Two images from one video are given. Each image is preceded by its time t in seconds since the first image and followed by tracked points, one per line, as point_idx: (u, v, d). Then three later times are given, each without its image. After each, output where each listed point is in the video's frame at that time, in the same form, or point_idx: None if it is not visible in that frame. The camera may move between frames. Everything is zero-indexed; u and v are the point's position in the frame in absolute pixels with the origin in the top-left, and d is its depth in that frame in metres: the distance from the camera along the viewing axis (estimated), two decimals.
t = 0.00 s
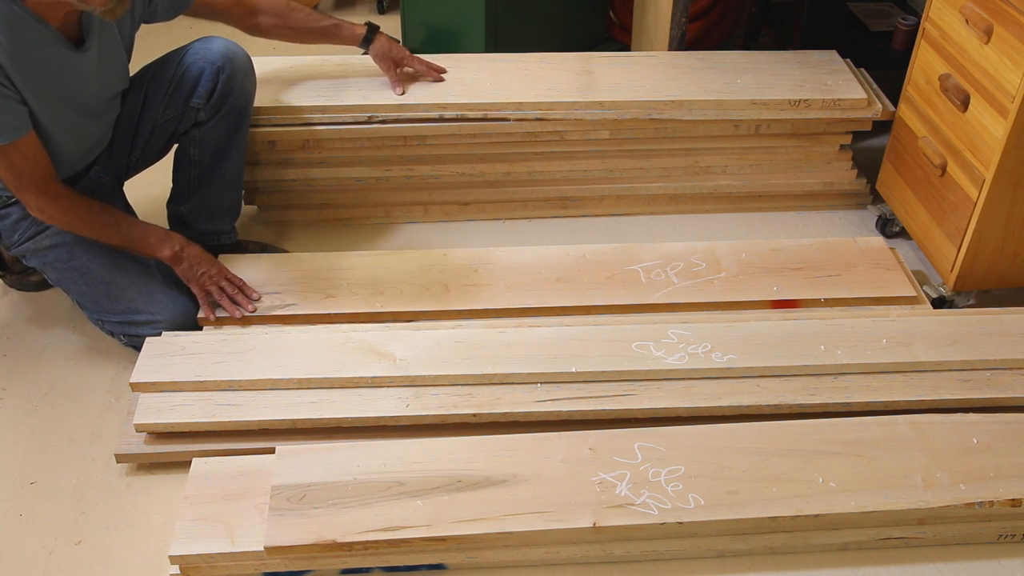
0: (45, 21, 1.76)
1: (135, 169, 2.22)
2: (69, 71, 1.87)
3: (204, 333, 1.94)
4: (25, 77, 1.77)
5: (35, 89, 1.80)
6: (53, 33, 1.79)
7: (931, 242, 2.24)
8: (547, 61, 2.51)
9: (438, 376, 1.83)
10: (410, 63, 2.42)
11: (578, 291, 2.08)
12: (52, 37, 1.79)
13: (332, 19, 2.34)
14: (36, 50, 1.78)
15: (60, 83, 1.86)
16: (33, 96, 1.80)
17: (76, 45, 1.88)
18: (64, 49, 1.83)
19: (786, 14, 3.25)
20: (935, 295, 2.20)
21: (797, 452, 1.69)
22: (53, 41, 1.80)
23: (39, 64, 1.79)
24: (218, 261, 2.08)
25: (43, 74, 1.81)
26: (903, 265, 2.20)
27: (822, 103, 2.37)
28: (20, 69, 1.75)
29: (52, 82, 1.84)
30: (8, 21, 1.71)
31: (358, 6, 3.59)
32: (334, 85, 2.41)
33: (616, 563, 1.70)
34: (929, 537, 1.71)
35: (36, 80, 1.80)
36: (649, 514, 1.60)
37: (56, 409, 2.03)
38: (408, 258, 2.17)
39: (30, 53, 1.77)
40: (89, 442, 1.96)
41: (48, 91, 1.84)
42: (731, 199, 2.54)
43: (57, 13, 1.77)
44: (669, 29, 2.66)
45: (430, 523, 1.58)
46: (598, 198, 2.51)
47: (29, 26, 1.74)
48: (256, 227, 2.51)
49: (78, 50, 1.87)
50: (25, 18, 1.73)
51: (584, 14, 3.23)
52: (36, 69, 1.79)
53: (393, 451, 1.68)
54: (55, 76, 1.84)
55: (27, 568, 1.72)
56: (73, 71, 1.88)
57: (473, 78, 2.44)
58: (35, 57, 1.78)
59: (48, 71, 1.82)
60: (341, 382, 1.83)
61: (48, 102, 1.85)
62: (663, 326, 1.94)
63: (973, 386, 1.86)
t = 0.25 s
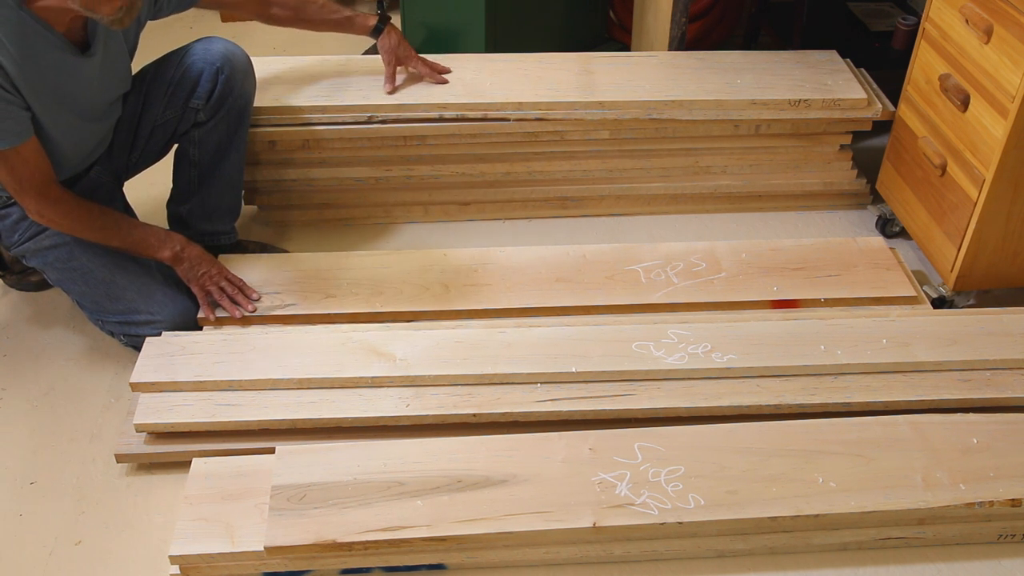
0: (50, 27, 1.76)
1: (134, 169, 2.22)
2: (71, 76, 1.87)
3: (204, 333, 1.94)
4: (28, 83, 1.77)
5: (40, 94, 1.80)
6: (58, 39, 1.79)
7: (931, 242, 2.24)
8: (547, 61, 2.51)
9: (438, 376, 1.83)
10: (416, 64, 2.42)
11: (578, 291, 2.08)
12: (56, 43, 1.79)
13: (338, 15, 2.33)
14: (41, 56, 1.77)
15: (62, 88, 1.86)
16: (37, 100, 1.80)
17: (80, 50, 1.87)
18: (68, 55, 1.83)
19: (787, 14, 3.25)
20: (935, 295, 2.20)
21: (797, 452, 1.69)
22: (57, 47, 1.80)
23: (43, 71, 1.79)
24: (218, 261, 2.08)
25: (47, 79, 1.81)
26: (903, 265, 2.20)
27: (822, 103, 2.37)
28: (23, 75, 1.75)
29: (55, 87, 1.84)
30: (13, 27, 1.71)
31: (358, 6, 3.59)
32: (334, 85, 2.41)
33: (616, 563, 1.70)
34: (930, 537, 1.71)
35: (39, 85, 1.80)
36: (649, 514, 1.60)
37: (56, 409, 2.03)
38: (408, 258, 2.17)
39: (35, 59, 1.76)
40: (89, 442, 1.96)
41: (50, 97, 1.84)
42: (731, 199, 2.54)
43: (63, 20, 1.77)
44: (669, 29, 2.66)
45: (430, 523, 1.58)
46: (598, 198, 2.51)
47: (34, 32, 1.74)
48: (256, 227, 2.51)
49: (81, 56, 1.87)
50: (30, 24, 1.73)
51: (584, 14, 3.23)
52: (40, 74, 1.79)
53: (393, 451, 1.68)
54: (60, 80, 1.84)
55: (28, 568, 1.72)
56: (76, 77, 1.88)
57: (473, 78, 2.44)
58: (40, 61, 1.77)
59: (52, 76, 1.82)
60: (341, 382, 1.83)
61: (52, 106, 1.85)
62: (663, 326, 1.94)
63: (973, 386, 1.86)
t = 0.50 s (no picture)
0: (61, 34, 1.76)
1: (134, 169, 2.22)
2: (78, 81, 1.86)
3: (205, 333, 1.94)
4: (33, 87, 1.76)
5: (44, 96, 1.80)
6: (67, 46, 1.78)
7: (931, 241, 2.23)
8: (547, 61, 2.51)
9: (438, 376, 1.83)
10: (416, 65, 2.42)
11: (578, 291, 2.08)
12: (66, 49, 1.79)
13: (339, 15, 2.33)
14: (50, 61, 1.77)
15: (68, 92, 1.85)
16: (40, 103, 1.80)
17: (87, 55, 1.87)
18: (76, 61, 1.82)
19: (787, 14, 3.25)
20: (935, 295, 2.20)
21: (797, 452, 1.69)
22: (66, 54, 1.79)
23: (50, 75, 1.79)
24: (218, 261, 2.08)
25: (53, 83, 1.81)
26: (903, 265, 2.20)
27: (822, 103, 2.37)
28: (29, 79, 1.75)
29: (60, 91, 1.83)
30: (23, 32, 1.71)
31: (358, 6, 3.59)
32: (334, 85, 2.41)
33: (615, 563, 1.70)
34: (929, 537, 1.71)
35: (44, 89, 1.79)
36: (649, 514, 1.60)
37: (56, 409, 2.03)
38: (408, 258, 2.17)
39: (43, 64, 1.76)
40: (89, 442, 1.96)
41: (55, 101, 1.83)
42: (732, 199, 2.54)
43: (74, 28, 1.77)
44: (669, 29, 2.66)
45: (430, 523, 1.58)
46: (598, 198, 2.51)
47: (45, 38, 1.74)
48: (256, 227, 2.51)
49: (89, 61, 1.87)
50: (42, 31, 1.73)
51: (584, 14, 3.23)
52: (46, 78, 1.78)
53: (393, 451, 1.68)
54: (65, 85, 1.83)
55: (28, 568, 1.72)
56: (82, 82, 1.87)
57: (473, 78, 2.44)
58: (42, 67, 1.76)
59: (59, 81, 1.81)
60: (340, 382, 1.83)
61: (56, 109, 1.85)
62: (663, 326, 1.94)
63: (973, 386, 1.86)
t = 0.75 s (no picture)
0: (59, 32, 1.76)
1: (134, 169, 2.22)
2: (77, 79, 1.86)
3: (205, 333, 1.94)
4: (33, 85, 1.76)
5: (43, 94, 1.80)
6: (66, 44, 1.78)
7: (931, 241, 2.23)
8: (547, 61, 2.51)
9: (438, 376, 1.83)
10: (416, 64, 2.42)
11: (578, 291, 2.08)
12: (64, 48, 1.78)
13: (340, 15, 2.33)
14: (49, 60, 1.77)
15: (67, 91, 1.85)
16: (41, 101, 1.80)
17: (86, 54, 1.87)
18: (75, 59, 1.82)
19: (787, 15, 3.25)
20: (935, 295, 2.20)
21: (797, 452, 1.69)
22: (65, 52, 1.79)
23: (50, 74, 1.79)
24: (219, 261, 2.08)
25: (53, 82, 1.81)
26: (903, 265, 2.20)
27: (822, 103, 2.37)
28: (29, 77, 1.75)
29: (60, 90, 1.83)
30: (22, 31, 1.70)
31: (358, 6, 3.59)
32: (334, 85, 2.41)
33: (615, 563, 1.70)
34: (929, 537, 1.71)
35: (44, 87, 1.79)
36: (649, 514, 1.60)
37: (56, 409, 2.03)
38: (408, 258, 2.17)
39: (43, 62, 1.76)
40: (89, 442, 1.96)
41: (55, 99, 1.83)
42: (731, 199, 2.54)
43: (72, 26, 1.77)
44: (669, 29, 2.66)
45: (430, 523, 1.58)
46: (598, 198, 2.51)
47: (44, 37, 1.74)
48: (256, 227, 2.51)
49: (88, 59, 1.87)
50: (40, 30, 1.72)
51: (584, 15, 3.23)
52: (46, 77, 1.78)
53: (393, 451, 1.68)
54: (65, 83, 1.83)
55: (28, 568, 1.72)
56: (81, 81, 1.87)
57: (473, 78, 2.44)
58: (45, 65, 1.76)
59: (58, 79, 1.81)
60: (340, 382, 1.83)
61: (56, 108, 1.85)
62: (663, 326, 1.94)
63: (973, 386, 1.86)
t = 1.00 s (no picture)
0: (46, 26, 1.76)
1: (134, 169, 2.22)
2: (68, 73, 1.86)
3: (204, 333, 1.94)
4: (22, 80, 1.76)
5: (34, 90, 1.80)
6: (53, 38, 1.78)
7: (931, 241, 2.23)
8: (547, 61, 2.51)
9: (438, 376, 1.83)
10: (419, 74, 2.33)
11: (578, 291, 2.08)
12: (52, 41, 1.78)
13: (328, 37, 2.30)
14: (37, 52, 1.76)
15: (59, 85, 1.85)
16: (33, 98, 1.80)
17: (76, 48, 1.87)
18: (63, 53, 1.82)
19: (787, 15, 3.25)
20: (935, 295, 2.20)
21: (797, 452, 1.69)
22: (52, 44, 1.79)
23: (39, 67, 1.79)
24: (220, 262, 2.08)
25: (42, 76, 1.80)
26: (903, 265, 2.20)
27: (822, 103, 2.37)
28: (19, 72, 1.75)
29: (50, 84, 1.83)
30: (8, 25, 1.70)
31: (358, 6, 3.59)
32: (334, 85, 2.41)
33: (616, 563, 1.70)
34: (929, 537, 1.71)
35: (34, 82, 1.79)
36: (649, 514, 1.60)
37: (56, 409, 2.03)
38: (408, 258, 2.17)
39: (31, 56, 1.76)
40: (89, 442, 1.96)
41: (46, 94, 1.83)
42: (731, 199, 2.54)
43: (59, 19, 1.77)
44: (669, 29, 2.66)
45: (430, 523, 1.58)
46: (598, 198, 2.51)
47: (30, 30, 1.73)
48: (256, 227, 2.51)
49: (77, 53, 1.87)
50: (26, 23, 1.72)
51: (584, 15, 3.23)
52: (35, 71, 1.78)
53: (393, 451, 1.68)
54: (56, 80, 1.83)
55: (28, 568, 1.72)
56: (72, 75, 1.87)
57: (473, 78, 2.44)
58: (35, 60, 1.77)
59: (48, 73, 1.81)
60: (340, 382, 1.83)
61: (48, 103, 1.84)
62: (663, 326, 1.94)
63: (973, 386, 1.86)
